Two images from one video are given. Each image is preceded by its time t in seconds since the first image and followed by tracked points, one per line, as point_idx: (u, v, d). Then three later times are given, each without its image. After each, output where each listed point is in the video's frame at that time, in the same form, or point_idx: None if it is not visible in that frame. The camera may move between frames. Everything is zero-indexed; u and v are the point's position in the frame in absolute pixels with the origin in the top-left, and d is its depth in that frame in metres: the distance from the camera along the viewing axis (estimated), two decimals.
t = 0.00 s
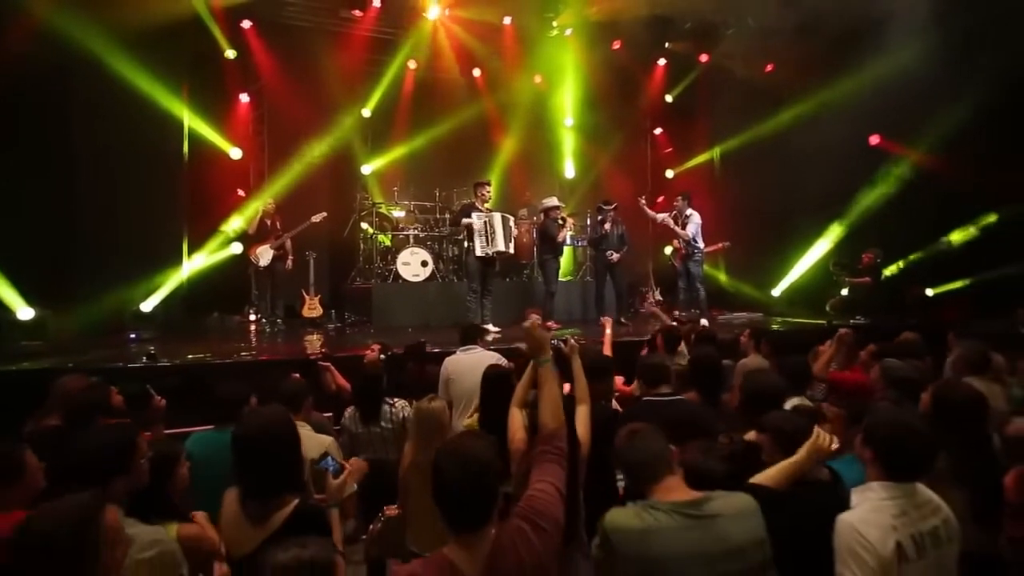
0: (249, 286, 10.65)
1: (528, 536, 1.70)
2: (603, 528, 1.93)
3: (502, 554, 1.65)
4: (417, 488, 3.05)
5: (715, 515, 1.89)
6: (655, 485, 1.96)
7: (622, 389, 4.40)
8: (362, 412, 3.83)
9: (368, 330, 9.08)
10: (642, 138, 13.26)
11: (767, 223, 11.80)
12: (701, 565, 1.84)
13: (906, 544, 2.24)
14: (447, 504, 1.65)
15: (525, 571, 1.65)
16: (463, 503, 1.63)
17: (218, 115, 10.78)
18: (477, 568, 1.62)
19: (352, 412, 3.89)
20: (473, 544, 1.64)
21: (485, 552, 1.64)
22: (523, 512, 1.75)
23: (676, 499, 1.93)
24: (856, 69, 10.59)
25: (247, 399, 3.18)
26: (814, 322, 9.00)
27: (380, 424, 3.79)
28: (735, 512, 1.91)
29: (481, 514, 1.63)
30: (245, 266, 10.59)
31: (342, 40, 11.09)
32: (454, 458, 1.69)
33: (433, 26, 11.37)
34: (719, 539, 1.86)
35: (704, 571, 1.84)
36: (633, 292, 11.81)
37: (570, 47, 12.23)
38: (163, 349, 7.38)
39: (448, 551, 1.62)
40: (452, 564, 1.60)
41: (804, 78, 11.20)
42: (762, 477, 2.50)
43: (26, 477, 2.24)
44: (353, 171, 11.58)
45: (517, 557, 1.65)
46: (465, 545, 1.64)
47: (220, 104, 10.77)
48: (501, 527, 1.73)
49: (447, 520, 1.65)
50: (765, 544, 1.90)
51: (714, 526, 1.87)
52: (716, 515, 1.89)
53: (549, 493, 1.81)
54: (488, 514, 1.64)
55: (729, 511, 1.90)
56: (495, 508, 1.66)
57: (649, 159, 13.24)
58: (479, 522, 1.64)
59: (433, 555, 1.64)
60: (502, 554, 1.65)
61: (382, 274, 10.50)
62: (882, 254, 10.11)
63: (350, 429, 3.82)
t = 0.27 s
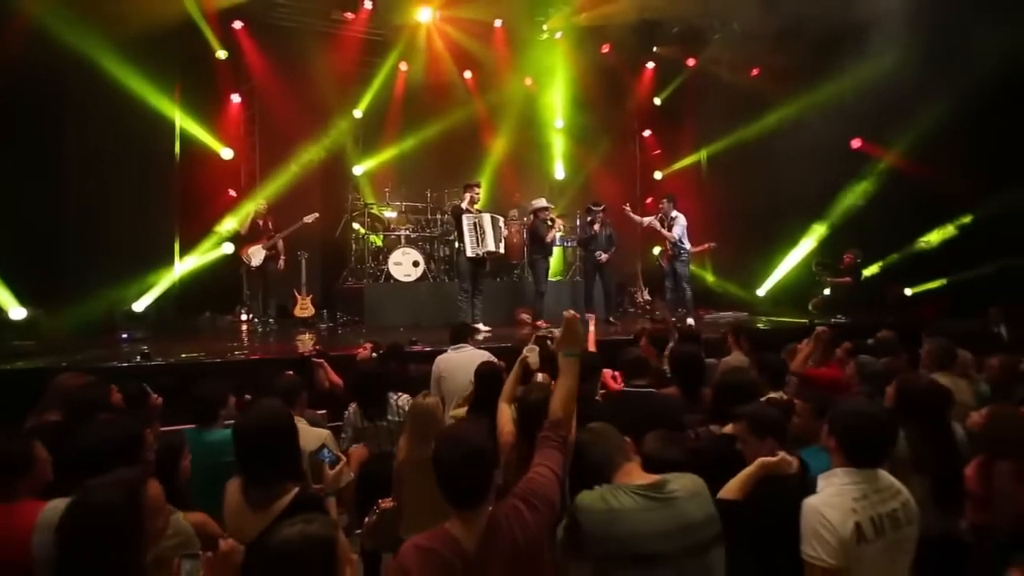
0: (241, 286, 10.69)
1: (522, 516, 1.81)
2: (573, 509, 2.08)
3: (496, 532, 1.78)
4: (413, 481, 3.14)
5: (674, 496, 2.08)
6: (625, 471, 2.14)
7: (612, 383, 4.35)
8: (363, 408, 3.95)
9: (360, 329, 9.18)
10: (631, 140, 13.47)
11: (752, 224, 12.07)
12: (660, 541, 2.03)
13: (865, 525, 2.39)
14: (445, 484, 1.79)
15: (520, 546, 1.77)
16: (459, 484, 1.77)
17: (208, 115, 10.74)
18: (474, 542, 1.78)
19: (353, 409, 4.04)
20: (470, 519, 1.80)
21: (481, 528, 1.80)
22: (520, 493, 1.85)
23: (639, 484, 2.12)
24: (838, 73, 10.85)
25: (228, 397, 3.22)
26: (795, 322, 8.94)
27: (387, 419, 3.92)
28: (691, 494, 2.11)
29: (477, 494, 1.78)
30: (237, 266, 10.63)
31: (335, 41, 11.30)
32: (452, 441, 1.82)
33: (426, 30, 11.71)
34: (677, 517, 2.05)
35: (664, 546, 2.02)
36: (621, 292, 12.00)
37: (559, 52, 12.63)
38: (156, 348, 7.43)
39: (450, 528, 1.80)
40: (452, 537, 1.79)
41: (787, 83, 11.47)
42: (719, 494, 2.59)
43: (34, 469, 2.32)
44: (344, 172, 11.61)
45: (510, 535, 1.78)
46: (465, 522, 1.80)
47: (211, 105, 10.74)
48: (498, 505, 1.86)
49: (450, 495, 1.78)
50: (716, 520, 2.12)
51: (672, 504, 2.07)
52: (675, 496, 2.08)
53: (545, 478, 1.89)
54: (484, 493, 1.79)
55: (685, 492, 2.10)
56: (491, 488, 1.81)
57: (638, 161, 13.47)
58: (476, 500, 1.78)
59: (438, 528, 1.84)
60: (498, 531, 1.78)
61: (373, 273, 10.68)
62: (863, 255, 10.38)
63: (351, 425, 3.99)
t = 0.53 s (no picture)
0: (232, 286, 10.73)
1: (519, 502, 1.97)
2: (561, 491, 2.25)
3: (496, 514, 1.92)
4: (407, 477, 3.26)
5: (656, 484, 2.26)
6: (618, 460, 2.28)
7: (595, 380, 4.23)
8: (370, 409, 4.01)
9: (352, 330, 9.28)
10: (621, 143, 13.72)
11: (739, 226, 12.33)
12: (651, 524, 2.21)
13: (830, 513, 2.50)
14: (451, 469, 1.91)
15: (515, 529, 1.93)
16: (458, 472, 1.90)
17: (200, 117, 10.77)
18: (475, 524, 1.91)
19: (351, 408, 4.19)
20: (471, 503, 1.91)
21: (482, 511, 1.92)
22: (518, 481, 2.01)
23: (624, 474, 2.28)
24: (822, 75, 10.92)
25: (212, 398, 3.41)
26: (779, 322, 9.09)
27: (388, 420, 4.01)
28: (670, 483, 2.28)
29: (476, 481, 1.90)
30: (229, 267, 10.66)
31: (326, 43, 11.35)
32: (453, 432, 1.95)
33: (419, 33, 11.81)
34: (660, 503, 2.23)
35: (645, 528, 2.20)
36: (611, 292, 12.18)
37: (550, 55, 12.80)
38: (148, 349, 7.47)
39: (453, 512, 1.91)
40: (454, 520, 1.90)
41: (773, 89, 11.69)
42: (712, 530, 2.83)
43: (41, 465, 2.40)
44: (335, 172, 11.73)
45: (507, 518, 1.93)
46: (466, 506, 1.92)
47: (202, 106, 10.76)
48: (495, 492, 2.00)
49: (452, 483, 1.92)
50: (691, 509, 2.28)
51: (655, 490, 2.25)
52: (658, 485, 2.26)
53: (541, 468, 2.07)
54: (484, 480, 1.91)
55: (668, 483, 2.28)
56: (489, 477, 1.93)
57: (627, 163, 13.74)
58: (476, 487, 1.91)
59: (439, 511, 1.95)
60: (497, 515, 1.93)
61: (366, 275, 10.74)
62: (844, 256, 10.64)
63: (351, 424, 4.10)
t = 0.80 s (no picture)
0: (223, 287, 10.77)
1: (510, 490, 2.10)
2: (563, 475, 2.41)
3: (490, 502, 2.06)
4: (398, 472, 3.37)
5: (648, 479, 2.39)
6: (604, 450, 2.43)
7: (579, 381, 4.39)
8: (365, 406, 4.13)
9: (344, 330, 9.40)
10: (610, 146, 13.91)
11: (725, 227, 12.57)
12: (642, 514, 2.36)
13: (798, 504, 2.52)
14: (444, 460, 2.05)
15: (507, 515, 2.07)
16: (448, 464, 2.05)
17: (190, 118, 10.78)
18: (470, 512, 2.05)
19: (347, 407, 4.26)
20: (466, 493, 2.06)
21: (476, 500, 2.07)
22: (508, 471, 2.15)
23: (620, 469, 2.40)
24: (807, 83, 11.23)
25: (206, 397, 3.49)
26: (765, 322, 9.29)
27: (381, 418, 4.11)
28: (662, 477, 2.42)
29: (467, 472, 2.04)
30: (220, 268, 10.70)
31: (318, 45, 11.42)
32: (446, 427, 2.10)
33: (410, 35, 11.97)
34: (653, 494, 2.38)
35: (632, 518, 2.34)
36: (600, 293, 12.36)
37: (540, 57, 13.07)
38: (140, 350, 7.53)
39: (450, 503, 2.05)
40: (450, 510, 2.04)
41: (759, 94, 11.89)
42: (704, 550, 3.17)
43: (49, 460, 2.52)
44: (326, 173, 11.78)
45: (500, 505, 2.07)
46: (461, 496, 2.06)
47: (193, 107, 10.75)
48: (488, 481, 2.15)
49: (446, 475, 2.06)
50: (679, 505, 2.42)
51: (646, 482, 2.39)
52: (649, 480, 2.39)
53: (528, 457, 2.21)
54: (476, 471, 2.05)
55: (660, 479, 2.41)
56: (481, 469, 2.07)
57: (617, 166, 13.95)
58: (468, 478, 2.05)
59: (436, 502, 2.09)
60: (490, 502, 2.07)
61: (357, 276, 10.85)
62: (826, 258, 10.91)
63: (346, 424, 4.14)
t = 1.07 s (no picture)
0: (215, 289, 10.81)
1: (493, 482, 2.23)
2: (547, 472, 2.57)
3: (475, 495, 2.19)
4: (385, 468, 3.51)
5: (637, 478, 2.51)
6: (594, 446, 2.57)
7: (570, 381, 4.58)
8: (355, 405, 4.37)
9: (336, 331, 9.49)
10: (600, 149, 14.07)
11: (714, 231, 12.77)
12: (631, 511, 2.49)
13: (769, 500, 2.66)
14: (430, 457, 2.20)
15: (491, 506, 2.19)
16: (437, 460, 2.19)
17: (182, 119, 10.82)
18: (457, 504, 2.19)
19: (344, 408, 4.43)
20: (452, 487, 2.20)
21: (462, 493, 2.20)
22: (490, 464, 2.29)
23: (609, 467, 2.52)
24: (791, 89, 11.49)
25: (200, 397, 3.59)
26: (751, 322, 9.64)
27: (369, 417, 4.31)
28: (655, 475, 2.54)
29: (452, 467, 2.19)
30: (212, 270, 10.73)
31: (309, 47, 11.45)
32: (436, 422, 2.26)
33: (401, 41, 12.02)
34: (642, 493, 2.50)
35: (618, 513, 2.48)
36: (590, 294, 12.52)
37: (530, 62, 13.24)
38: (133, 351, 7.58)
39: (437, 497, 2.19)
40: (437, 503, 2.18)
41: (745, 99, 12.12)
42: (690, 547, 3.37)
43: (55, 459, 2.62)
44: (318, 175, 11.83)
45: (485, 497, 2.20)
46: (447, 490, 2.21)
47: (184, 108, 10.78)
48: (473, 476, 2.28)
49: (434, 471, 2.20)
50: (671, 504, 2.51)
51: (634, 480, 2.51)
52: (638, 478, 2.51)
53: (506, 450, 2.36)
54: (458, 465, 2.20)
55: (649, 479, 2.53)
56: (466, 464, 2.23)
57: (606, 168, 14.12)
58: (453, 473, 2.20)
59: (424, 499, 2.23)
60: (476, 494, 2.20)
61: (349, 277, 10.96)
62: (809, 260, 11.18)
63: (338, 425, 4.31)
